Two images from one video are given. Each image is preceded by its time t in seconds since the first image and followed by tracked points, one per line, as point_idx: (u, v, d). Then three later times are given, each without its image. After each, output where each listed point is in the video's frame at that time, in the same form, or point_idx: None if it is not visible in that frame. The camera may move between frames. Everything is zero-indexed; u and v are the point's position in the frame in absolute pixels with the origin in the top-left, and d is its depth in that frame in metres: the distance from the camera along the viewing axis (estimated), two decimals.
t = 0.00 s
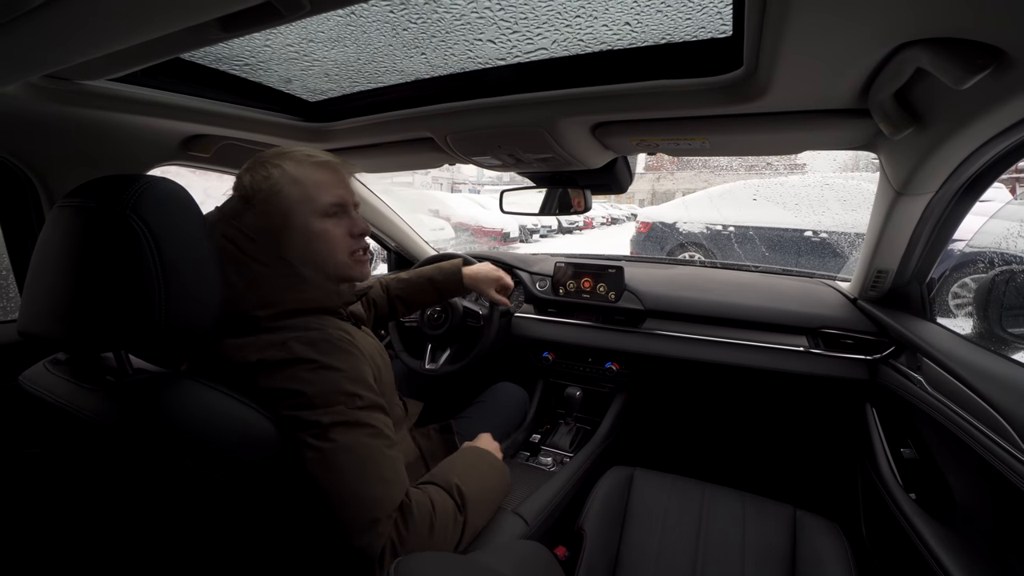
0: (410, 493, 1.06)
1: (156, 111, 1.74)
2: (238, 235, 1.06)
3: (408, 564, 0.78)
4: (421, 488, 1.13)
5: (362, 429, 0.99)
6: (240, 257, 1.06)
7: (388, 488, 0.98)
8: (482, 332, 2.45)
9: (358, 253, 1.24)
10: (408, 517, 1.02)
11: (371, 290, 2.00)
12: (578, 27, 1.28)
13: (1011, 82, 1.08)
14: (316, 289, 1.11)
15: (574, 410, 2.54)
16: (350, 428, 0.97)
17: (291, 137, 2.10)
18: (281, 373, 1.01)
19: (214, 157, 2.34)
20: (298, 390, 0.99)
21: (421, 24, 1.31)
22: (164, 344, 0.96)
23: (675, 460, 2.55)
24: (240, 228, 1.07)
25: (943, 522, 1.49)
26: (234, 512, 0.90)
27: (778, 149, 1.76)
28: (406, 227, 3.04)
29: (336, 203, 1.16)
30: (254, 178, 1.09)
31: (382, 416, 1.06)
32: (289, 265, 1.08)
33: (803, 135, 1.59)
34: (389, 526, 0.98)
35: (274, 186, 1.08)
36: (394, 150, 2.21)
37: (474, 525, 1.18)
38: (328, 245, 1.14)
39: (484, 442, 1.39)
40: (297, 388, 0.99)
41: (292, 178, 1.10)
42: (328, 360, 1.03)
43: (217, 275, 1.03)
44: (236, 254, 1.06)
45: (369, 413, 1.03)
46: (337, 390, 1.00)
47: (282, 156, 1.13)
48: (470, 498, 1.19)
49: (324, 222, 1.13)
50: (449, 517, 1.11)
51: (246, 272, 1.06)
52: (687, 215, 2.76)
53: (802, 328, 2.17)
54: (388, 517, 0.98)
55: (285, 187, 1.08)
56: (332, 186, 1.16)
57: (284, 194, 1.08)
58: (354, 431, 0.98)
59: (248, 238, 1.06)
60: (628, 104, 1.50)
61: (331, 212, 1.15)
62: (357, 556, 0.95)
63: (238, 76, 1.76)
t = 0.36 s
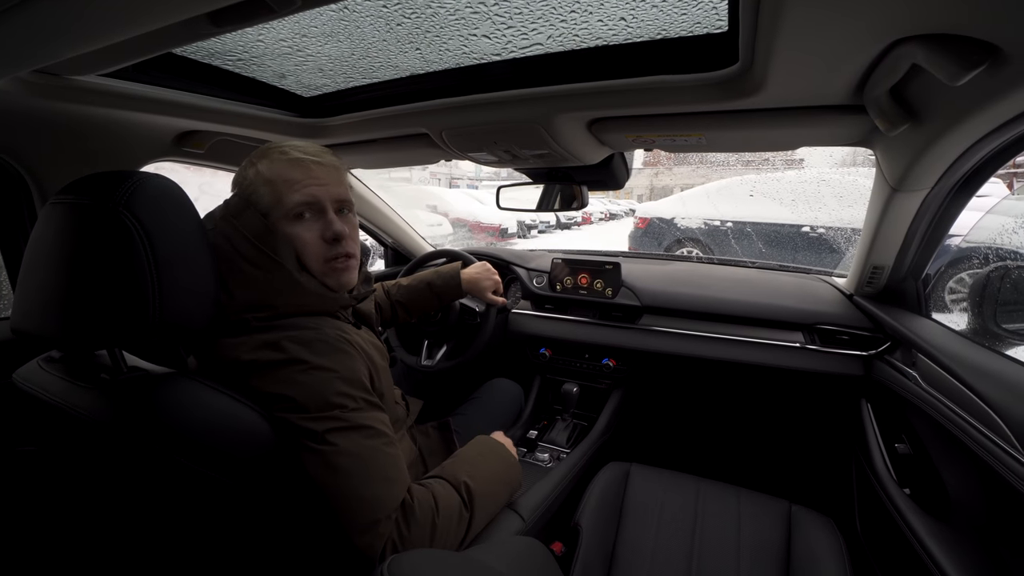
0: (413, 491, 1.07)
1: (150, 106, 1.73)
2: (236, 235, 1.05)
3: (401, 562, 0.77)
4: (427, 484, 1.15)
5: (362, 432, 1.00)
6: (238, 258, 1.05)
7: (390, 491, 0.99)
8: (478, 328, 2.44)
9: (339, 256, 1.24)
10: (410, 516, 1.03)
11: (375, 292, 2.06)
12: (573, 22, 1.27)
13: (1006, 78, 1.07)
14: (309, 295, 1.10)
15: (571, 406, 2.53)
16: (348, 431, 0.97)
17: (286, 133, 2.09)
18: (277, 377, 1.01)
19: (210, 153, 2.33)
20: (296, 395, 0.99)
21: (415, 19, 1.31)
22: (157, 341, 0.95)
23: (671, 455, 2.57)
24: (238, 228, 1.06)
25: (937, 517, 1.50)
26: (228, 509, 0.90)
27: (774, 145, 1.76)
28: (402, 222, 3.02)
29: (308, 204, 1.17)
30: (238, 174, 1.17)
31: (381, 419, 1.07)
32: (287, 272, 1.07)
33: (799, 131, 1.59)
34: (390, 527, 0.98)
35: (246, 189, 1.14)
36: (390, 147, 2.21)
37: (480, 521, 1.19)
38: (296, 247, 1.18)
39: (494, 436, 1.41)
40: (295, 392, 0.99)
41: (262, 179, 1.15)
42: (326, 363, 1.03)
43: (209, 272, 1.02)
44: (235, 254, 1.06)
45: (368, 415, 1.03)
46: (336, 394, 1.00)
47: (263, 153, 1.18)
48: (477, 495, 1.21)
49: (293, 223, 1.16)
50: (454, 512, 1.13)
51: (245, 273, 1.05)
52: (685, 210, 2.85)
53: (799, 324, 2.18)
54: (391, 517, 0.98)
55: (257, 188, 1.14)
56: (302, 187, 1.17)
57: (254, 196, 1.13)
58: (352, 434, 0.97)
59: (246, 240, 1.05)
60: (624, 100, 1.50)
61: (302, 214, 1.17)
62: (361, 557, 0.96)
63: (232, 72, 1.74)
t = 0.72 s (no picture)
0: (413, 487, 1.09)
1: (150, 105, 1.74)
2: (235, 237, 1.06)
3: (402, 557, 0.79)
4: (427, 480, 1.16)
5: (363, 428, 1.01)
6: (237, 260, 1.07)
7: (390, 487, 1.00)
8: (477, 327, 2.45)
9: (337, 262, 1.24)
10: (412, 511, 1.04)
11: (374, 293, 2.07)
12: (571, 24, 1.29)
13: (995, 83, 1.09)
14: (310, 298, 1.10)
15: (568, 404, 2.53)
16: (351, 430, 0.99)
17: (286, 133, 2.10)
18: (278, 374, 1.02)
19: (209, 152, 2.33)
20: (296, 393, 1.00)
21: (415, 21, 1.32)
22: (159, 340, 0.96)
23: (669, 453, 2.59)
24: (238, 231, 1.07)
25: (931, 513, 1.52)
26: (231, 505, 0.92)
27: (771, 145, 1.77)
28: (402, 221, 3.04)
29: (307, 210, 1.18)
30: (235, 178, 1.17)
31: (381, 416, 1.08)
32: (286, 274, 1.08)
33: (796, 132, 1.60)
34: (391, 522, 0.99)
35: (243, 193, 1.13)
36: (389, 146, 2.22)
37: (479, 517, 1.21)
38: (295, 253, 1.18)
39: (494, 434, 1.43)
40: (295, 391, 1.00)
41: (260, 184, 1.15)
42: (326, 361, 1.05)
43: (211, 273, 1.03)
44: (235, 256, 1.07)
45: (368, 412, 1.05)
46: (336, 392, 1.01)
47: (261, 158, 1.17)
48: (477, 491, 1.22)
49: (292, 230, 1.16)
50: (455, 509, 1.14)
51: (245, 274, 1.07)
52: (682, 209, 2.83)
53: (795, 323, 2.20)
54: (394, 513, 1.00)
55: (255, 193, 1.13)
56: (300, 193, 1.17)
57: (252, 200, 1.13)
58: (354, 432, 0.99)
59: (244, 241, 1.06)
60: (622, 101, 1.51)
61: (301, 220, 1.18)
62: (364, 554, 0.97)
63: (232, 71, 1.75)
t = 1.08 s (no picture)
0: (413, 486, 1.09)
1: (151, 106, 1.74)
2: (236, 237, 1.07)
3: (405, 557, 0.80)
4: (428, 480, 1.17)
5: (364, 429, 1.02)
6: (238, 259, 1.07)
7: (390, 487, 1.01)
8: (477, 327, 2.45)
9: (340, 262, 1.25)
10: (414, 511, 1.04)
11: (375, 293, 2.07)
12: (571, 25, 1.29)
13: (992, 85, 1.10)
14: (311, 297, 1.11)
15: (568, 404, 2.53)
16: (354, 431, 1.00)
17: (286, 133, 2.10)
18: (280, 374, 1.03)
19: (210, 153, 2.34)
20: (297, 394, 1.00)
21: (415, 23, 1.32)
22: (161, 341, 0.96)
23: (669, 452, 2.59)
24: (238, 231, 1.08)
25: (930, 512, 1.52)
26: (233, 504, 0.92)
27: (770, 146, 1.78)
28: (401, 221, 3.04)
29: (309, 211, 1.18)
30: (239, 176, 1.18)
31: (381, 417, 1.09)
32: (286, 273, 1.08)
33: (795, 133, 1.61)
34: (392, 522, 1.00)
35: (246, 193, 1.14)
36: (389, 146, 2.22)
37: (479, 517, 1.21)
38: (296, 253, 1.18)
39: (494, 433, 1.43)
40: (296, 392, 1.01)
41: (262, 184, 1.15)
42: (326, 361, 1.05)
43: (213, 275, 1.04)
44: (236, 257, 1.08)
45: (368, 413, 1.05)
46: (336, 392, 1.02)
47: (266, 157, 1.19)
48: (478, 491, 1.23)
49: (294, 230, 1.17)
50: (456, 509, 1.15)
51: (246, 275, 1.07)
52: (680, 208, 2.83)
53: (794, 323, 2.20)
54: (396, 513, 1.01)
55: (258, 193, 1.14)
56: (302, 193, 1.18)
57: (254, 200, 1.14)
58: (357, 433, 1.00)
59: (245, 242, 1.07)
60: (622, 102, 1.51)
61: (303, 220, 1.18)
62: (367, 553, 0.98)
63: (233, 73, 1.76)
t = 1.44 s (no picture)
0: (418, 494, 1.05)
1: (154, 108, 1.75)
2: (244, 237, 1.07)
3: (409, 561, 0.80)
4: (425, 482, 1.11)
5: (370, 437, 0.99)
6: (246, 259, 1.07)
7: (394, 497, 0.98)
8: (478, 327, 2.46)
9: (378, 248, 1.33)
10: (415, 519, 1.01)
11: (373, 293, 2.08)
12: (574, 28, 1.30)
13: (994, 90, 1.10)
14: (320, 296, 1.11)
15: (570, 405, 2.53)
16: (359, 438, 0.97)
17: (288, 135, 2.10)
18: (285, 378, 1.02)
19: (212, 154, 2.34)
20: (301, 398, 0.99)
21: (418, 26, 1.33)
22: (164, 343, 0.97)
23: (670, 454, 2.59)
24: (248, 232, 1.08)
25: (932, 514, 1.53)
26: (236, 506, 0.93)
27: (772, 149, 1.78)
28: (402, 222, 3.05)
29: (360, 203, 1.25)
30: (281, 173, 1.14)
31: (388, 423, 1.05)
32: (294, 272, 1.09)
33: (796, 135, 1.61)
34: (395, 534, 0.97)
35: (300, 187, 1.14)
36: (391, 148, 2.22)
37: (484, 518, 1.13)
38: (348, 246, 1.24)
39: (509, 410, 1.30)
40: (300, 396, 0.99)
41: (316, 179, 1.16)
42: (333, 366, 1.03)
43: (214, 276, 1.04)
44: (243, 256, 1.08)
45: (375, 419, 1.03)
46: (340, 397, 1.00)
47: (308, 153, 1.18)
48: (482, 490, 1.14)
49: (349, 222, 1.22)
50: (454, 514, 1.08)
51: (254, 276, 1.07)
52: (681, 208, 2.86)
53: (795, 324, 2.21)
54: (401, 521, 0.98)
55: (312, 188, 1.16)
56: (354, 188, 1.24)
57: (310, 195, 1.15)
58: (363, 441, 0.98)
59: (253, 242, 1.07)
60: (624, 105, 1.52)
61: (355, 212, 1.23)
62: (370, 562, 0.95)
63: (236, 75, 1.76)
